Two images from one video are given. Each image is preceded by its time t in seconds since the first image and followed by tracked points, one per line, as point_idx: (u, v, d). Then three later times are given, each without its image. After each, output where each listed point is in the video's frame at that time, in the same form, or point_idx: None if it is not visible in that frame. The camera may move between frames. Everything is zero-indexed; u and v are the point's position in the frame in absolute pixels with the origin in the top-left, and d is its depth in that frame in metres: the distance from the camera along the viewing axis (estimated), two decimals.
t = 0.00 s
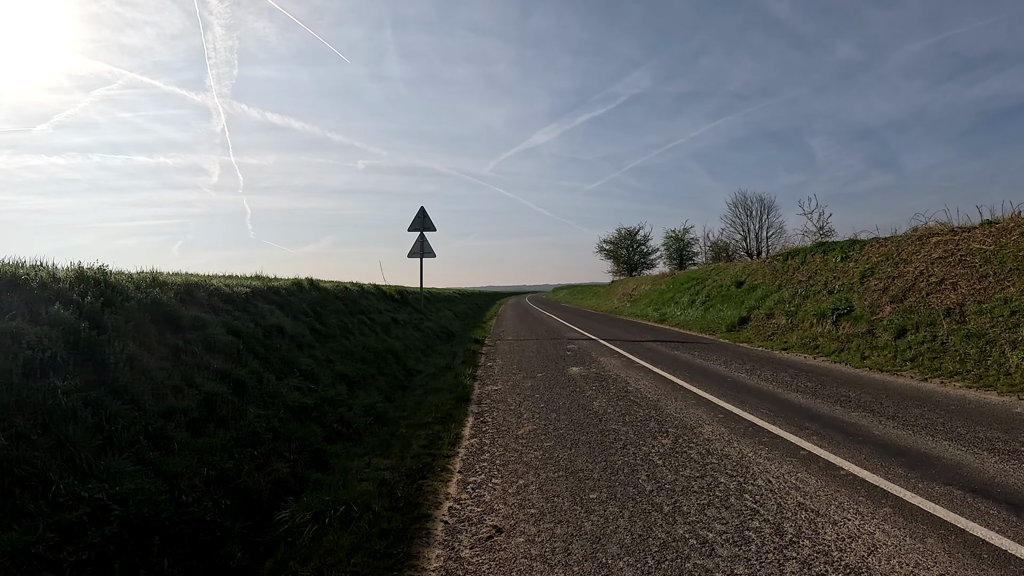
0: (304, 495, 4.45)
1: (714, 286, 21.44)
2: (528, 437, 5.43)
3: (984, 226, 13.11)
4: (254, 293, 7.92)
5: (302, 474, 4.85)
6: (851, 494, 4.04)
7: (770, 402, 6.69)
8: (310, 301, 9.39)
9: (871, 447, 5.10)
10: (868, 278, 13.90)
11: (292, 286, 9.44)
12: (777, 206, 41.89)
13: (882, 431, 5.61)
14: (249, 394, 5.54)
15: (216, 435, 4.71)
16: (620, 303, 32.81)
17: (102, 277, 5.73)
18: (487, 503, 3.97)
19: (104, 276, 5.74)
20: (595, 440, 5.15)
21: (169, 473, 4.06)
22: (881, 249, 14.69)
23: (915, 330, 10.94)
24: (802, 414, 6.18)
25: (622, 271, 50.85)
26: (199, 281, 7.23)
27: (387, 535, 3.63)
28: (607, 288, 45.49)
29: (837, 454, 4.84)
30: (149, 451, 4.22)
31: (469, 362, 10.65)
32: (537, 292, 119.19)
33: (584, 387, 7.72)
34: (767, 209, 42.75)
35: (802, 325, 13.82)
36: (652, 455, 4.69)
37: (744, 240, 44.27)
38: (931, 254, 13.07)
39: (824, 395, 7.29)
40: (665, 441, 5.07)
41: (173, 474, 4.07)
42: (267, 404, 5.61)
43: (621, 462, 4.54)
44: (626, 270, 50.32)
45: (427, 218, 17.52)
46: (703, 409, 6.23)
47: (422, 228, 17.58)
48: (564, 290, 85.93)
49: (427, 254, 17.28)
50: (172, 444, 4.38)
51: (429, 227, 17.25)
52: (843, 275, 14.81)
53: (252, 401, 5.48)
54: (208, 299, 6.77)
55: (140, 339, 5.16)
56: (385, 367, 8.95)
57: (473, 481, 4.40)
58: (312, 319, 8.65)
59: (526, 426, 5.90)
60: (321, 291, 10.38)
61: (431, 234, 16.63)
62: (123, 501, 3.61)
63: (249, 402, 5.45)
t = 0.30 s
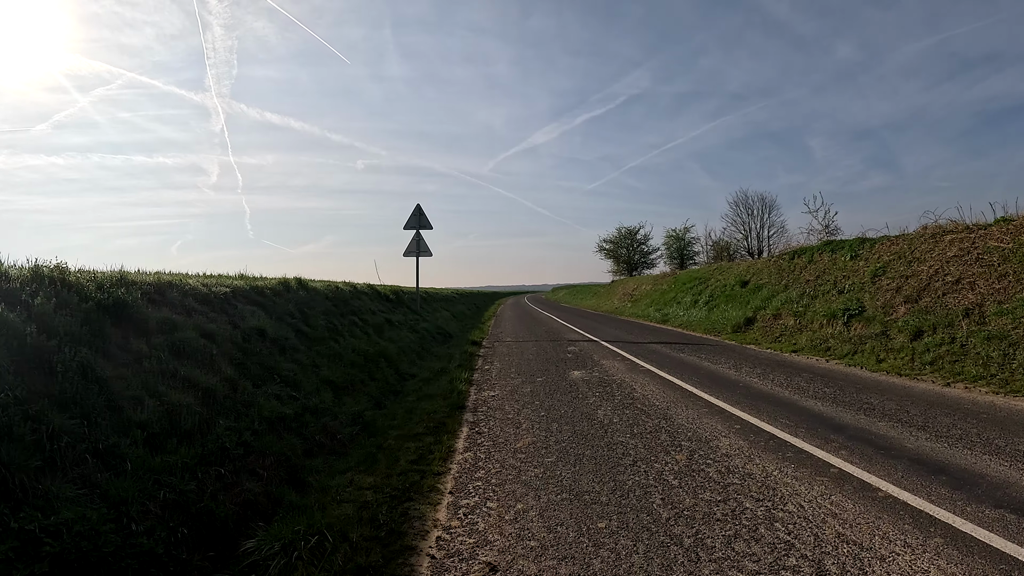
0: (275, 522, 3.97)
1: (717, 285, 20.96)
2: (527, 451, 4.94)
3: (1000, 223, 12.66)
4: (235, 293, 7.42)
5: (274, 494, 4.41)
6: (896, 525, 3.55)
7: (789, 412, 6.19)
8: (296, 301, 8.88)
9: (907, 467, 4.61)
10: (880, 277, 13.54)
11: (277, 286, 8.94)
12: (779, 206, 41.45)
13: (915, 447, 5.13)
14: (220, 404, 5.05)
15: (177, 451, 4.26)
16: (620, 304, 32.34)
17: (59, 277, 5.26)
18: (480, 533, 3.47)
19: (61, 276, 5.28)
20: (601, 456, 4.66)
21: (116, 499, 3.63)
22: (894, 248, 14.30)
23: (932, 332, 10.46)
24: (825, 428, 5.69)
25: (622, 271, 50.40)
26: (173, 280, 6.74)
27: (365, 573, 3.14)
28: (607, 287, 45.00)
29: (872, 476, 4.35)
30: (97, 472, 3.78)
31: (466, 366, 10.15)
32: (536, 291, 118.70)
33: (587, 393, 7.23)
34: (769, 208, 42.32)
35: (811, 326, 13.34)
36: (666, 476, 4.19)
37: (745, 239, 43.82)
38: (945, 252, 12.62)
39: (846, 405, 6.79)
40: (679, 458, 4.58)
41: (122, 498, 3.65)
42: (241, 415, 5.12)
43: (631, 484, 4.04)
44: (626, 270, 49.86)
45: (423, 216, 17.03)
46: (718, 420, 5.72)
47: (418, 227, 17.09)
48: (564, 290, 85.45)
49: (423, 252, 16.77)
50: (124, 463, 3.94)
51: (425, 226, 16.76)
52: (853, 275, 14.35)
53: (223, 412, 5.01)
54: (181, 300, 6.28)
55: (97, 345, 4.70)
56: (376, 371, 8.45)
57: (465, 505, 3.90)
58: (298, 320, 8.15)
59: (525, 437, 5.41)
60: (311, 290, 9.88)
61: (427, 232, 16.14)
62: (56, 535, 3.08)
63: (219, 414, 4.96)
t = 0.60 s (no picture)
0: (236, 562, 3.46)
1: (721, 286, 20.46)
2: (526, 472, 4.42)
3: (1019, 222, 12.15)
4: (212, 295, 6.89)
5: (239, 526, 3.91)
6: (959, 570, 3.03)
7: (811, 428, 5.70)
8: (282, 302, 8.34)
9: (955, 496, 4.10)
10: (894, 279, 13.06)
11: (262, 287, 8.41)
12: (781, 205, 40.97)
13: (958, 472, 4.62)
14: (184, 419, 4.55)
15: (129, 478, 3.75)
16: (621, 304, 31.82)
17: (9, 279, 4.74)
18: None
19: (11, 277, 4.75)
20: (609, 481, 4.15)
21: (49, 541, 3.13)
22: (907, 248, 13.84)
23: (953, 336, 9.96)
24: (855, 447, 5.18)
25: (622, 271, 49.90)
26: (143, 282, 6.21)
27: None
28: (608, 288, 44.50)
29: (919, 511, 3.85)
30: (30, 505, 3.27)
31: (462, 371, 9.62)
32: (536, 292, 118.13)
33: (591, 403, 6.72)
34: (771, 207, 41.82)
35: (822, 329, 12.84)
36: (685, 508, 3.68)
37: (747, 239, 43.31)
38: (963, 253, 12.12)
39: (872, 419, 6.29)
40: (698, 485, 4.08)
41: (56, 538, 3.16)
42: (207, 432, 4.62)
43: (646, 517, 3.53)
44: (627, 270, 49.34)
45: (420, 214, 16.52)
46: (735, 436, 5.24)
47: (415, 225, 16.57)
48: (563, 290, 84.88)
49: (419, 252, 16.27)
50: (64, 494, 3.44)
51: (422, 224, 16.25)
52: (865, 276, 13.85)
53: (188, 429, 4.50)
54: (149, 304, 5.77)
55: (43, 356, 4.18)
56: (366, 378, 7.92)
57: (456, 542, 3.38)
58: (282, 324, 7.61)
59: (524, 455, 4.89)
60: (299, 291, 9.37)
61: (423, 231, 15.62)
62: None
63: (182, 431, 4.46)
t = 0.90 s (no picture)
0: None
1: (727, 284, 19.93)
2: (531, 490, 3.89)
3: None
4: (188, 290, 6.36)
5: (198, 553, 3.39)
6: None
7: (845, 439, 5.15)
8: (268, 298, 7.81)
9: None
10: (911, 276, 12.53)
11: (248, 282, 7.87)
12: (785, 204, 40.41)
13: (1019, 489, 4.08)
14: (144, 428, 4.06)
15: (70, 497, 3.26)
16: (624, 304, 31.31)
17: None
18: None
19: None
20: (626, 502, 3.61)
21: None
22: (924, 244, 13.31)
23: (978, 335, 9.42)
24: (895, 463, 4.65)
25: (624, 271, 49.37)
26: (110, 276, 5.68)
27: None
28: (610, 287, 43.97)
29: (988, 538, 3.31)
30: None
31: (460, 372, 9.09)
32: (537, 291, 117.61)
33: (600, 407, 6.19)
34: (776, 205, 41.24)
35: (837, 329, 12.30)
36: (716, 537, 3.16)
37: (750, 237, 42.74)
38: (984, 248, 11.58)
39: (906, 428, 5.76)
40: (728, 507, 3.55)
41: None
42: (168, 442, 4.11)
43: (672, 548, 3.01)
44: (629, 269, 48.85)
45: (417, 210, 15.99)
46: (763, 448, 4.69)
47: (412, 221, 16.06)
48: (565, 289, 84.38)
49: (417, 248, 15.76)
50: None
51: (420, 220, 15.74)
52: (880, 274, 13.31)
53: (146, 439, 4.00)
54: (115, 298, 5.27)
55: None
56: (357, 379, 7.38)
57: None
58: (266, 321, 7.07)
59: (528, 468, 4.35)
60: (288, 287, 8.86)
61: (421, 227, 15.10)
62: None
63: (139, 441, 3.97)
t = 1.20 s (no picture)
0: None
1: (735, 284, 19.41)
2: (534, 526, 3.41)
3: None
4: (162, 296, 5.91)
5: None
6: None
7: (880, 466, 4.66)
8: (254, 302, 7.34)
9: None
10: (928, 278, 12.02)
11: (232, 285, 7.41)
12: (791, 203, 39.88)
13: None
14: (96, 455, 3.75)
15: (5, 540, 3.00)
16: (627, 305, 30.80)
17: None
18: None
19: None
20: (644, 543, 3.13)
21: None
22: (941, 244, 12.81)
23: (1004, 341, 8.92)
24: (941, 492, 4.16)
25: (627, 271, 48.84)
26: (74, 282, 5.24)
27: None
28: (612, 287, 43.46)
29: None
30: None
31: (459, 380, 8.60)
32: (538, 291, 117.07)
33: (608, 422, 5.71)
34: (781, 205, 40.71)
35: (851, 333, 11.81)
36: None
37: (755, 237, 42.17)
38: (1007, 249, 11.06)
39: (947, 448, 5.25)
40: (761, 549, 3.08)
41: None
42: (123, 471, 3.80)
43: None
44: (632, 269, 48.33)
45: (416, 209, 15.52)
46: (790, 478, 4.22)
47: (411, 220, 15.58)
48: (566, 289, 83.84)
49: (415, 249, 15.28)
50: None
51: (419, 219, 15.26)
52: (896, 276, 12.81)
53: (98, 469, 3.70)
54: (76, 306, 4.84)
55: None
56: (348, 389, 6.91)
57: None
58: (250, 327, 6.60)
59: (530, 497, 3.87)
60: (277, 289, 8.40)
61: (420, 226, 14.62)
62: None
63: (90, 472, 3.65)
